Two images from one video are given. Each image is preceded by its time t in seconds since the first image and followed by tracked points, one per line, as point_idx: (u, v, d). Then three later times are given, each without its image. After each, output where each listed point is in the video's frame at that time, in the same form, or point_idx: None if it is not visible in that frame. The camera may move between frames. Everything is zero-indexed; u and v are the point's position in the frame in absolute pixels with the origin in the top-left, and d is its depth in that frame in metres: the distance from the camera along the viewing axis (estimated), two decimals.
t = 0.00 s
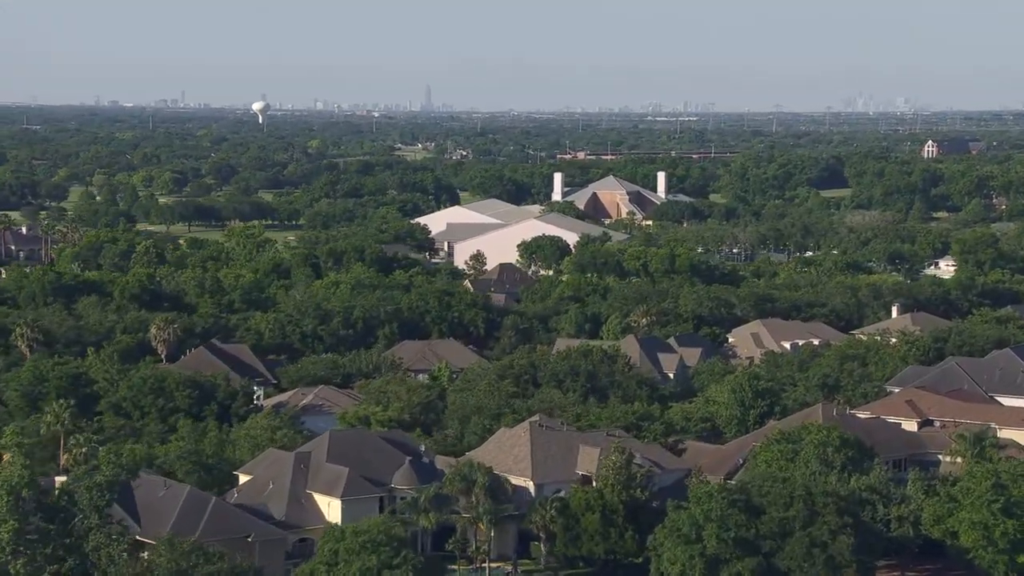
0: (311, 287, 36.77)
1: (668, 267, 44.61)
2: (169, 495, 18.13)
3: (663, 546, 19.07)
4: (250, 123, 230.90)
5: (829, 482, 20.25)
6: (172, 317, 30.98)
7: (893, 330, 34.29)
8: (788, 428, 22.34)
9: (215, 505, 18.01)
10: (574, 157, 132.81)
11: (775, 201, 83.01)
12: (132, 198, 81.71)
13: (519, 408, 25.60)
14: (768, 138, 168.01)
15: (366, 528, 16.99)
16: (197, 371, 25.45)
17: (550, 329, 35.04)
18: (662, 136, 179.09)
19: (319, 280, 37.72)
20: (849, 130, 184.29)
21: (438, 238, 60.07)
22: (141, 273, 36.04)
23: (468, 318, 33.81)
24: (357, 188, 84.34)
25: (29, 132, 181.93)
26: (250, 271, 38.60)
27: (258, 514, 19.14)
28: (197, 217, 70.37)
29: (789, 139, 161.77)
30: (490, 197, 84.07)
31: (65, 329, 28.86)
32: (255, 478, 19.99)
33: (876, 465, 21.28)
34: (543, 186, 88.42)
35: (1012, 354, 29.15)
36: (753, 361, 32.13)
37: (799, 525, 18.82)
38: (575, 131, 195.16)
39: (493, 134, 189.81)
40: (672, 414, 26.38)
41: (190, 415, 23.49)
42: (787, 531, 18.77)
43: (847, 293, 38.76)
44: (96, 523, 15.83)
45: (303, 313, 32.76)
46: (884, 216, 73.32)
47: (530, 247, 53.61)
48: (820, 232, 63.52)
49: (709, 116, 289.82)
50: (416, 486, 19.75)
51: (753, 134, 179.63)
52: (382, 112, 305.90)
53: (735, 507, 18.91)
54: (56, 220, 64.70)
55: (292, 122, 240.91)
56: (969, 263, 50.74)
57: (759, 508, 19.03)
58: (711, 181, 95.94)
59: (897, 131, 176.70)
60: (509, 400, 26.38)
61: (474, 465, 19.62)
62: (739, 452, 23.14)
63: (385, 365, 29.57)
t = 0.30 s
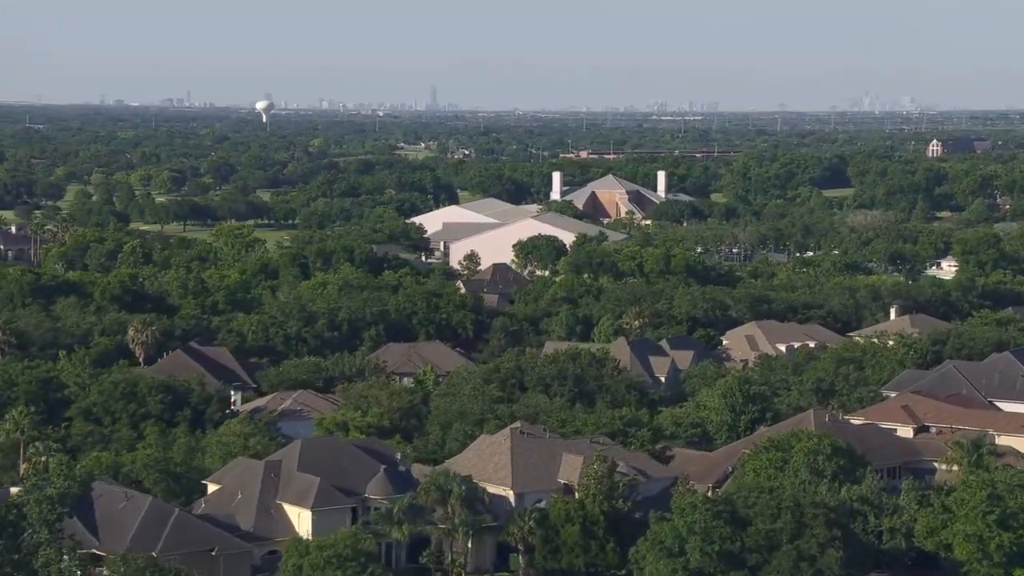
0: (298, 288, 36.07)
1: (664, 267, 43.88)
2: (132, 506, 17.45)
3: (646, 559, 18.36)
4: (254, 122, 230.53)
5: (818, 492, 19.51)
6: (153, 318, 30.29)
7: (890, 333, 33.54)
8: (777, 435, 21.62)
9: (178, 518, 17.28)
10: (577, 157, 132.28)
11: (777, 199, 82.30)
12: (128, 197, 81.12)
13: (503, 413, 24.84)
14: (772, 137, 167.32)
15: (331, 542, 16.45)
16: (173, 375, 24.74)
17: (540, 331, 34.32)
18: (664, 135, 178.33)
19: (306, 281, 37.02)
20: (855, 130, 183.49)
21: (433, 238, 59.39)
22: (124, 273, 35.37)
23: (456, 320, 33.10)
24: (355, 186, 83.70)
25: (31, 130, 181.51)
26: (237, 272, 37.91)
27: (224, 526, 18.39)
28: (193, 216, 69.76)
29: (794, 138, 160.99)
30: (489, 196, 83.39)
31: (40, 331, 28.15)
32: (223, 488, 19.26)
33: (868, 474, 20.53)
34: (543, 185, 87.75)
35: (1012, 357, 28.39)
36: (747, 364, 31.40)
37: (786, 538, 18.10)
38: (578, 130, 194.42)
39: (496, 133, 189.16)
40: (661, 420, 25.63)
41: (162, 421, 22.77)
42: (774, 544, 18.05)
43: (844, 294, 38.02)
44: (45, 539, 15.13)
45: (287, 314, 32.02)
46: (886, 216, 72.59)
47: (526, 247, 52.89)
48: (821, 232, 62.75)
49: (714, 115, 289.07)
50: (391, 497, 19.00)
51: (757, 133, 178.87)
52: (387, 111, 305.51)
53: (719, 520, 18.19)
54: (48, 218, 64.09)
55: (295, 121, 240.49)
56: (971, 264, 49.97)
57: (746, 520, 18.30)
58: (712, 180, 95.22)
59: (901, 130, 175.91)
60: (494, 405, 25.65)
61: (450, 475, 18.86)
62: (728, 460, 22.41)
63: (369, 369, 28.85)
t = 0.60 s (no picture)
0: (282, 289, 35.38)
1: (659, 268, 43.16)
2: (89, 517, 16.75)
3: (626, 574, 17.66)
4: (256, 121, 229.76)
5: (806, 503, 18.80)
6: (130, 321, 29.59)
7: (887, 335, 32.81)
8: (765, 444, 20.88)
9: (135, 529, 16.56)
10: (579, 155, 131.45)
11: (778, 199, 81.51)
12: (123, 197, 80.44)
13: (486, 419, 24.13)
14: (774, 137, 166.45)
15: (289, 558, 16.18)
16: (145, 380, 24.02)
17: (529, 334, 33.63)
18: (667, 134, 177.41)
19: (292, 282, 36.31)
20: (859, 130, 182.70)
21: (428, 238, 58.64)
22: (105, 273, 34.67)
23: (443, 323, 32.41)
24: (352, 185, 83.00)
25: (32, 130, 180.74)
26: (222, 273, 37.21)
27: (187, 539, 17.64)
28: (187, 216, 69.09)
29: (797, 137, 160.24)
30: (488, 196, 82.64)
31: (14, 335, 27.52)
32: (188, 500, 18.52)
33: (858, 484, 19.81)
34: (542, 184, 87.00)
35: (1010, 361, 27.66)
36: (739, 368, 30.68)
37: (771, 554, 17.42)
38: (580, 130, 193.60)
39: (498, 133, 188.34)
40: (648, 427, 24.92)
41: (131, 428, 22.03)
42: (757, 561, 17.38)
43: (841, 295, 37.31)
44: None
45: (269, 317, 31.30)
46: (887, 215, 71.78)
47: (521, 247, 52.18)
48: (821, 232, 61.97)
49: (719, 116, 287.93)
50: (363, 508, 18.28)
51: (760, 132, 177.94)
52: (390, 110, 304.60)
53: (703, 534, 17.50)
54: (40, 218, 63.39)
55: (297, 120, 239.79)
56: (972, 264, 49.21)
57: (729, 536, 17.63)
58: (713, 179, 94.45)
59: (906, 129, 175.05)
60: (476, 410, 24.94)
61: (423, 485, 18.14)
62: (714, 470, 21.68)
63: (351, 372, 28.15)
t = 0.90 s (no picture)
0: (266, 291, 34.68)
1: (653, 269, 42.43)
2: (41, 533, 16.04)
3: None
4: (258, 120, 228.87)
5: (792, 516, 18.10)
6: (106, 323, 28.90)
7: (883, 338, 32.07)
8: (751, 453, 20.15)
9: (89, 543, 15.85)
10: (579, 154, 130.62)
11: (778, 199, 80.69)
12: (118, 196, 79.77)
13: (467, 425, 23.42)
14: (777, 137, 165.63)
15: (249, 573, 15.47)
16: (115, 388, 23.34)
17: (518, 336, 32.92)
18: (669, 134, 176.45)
19: (277, 284, 35.60)
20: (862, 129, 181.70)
21: (422, 239, 57.89)
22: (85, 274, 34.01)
23: (429, 325, 31.68)
24: (348, 185, 82.23)
25: (32, 129, 179.82)
26: (206, 274, 36.51)
27: (147, 555, 16.95)
28: (181, 216, 68.40)
29: (800, 137, 159.39)
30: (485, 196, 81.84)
31: None
32: (149, 513, 17.81)
33: (848, 495, 19.09)
34: (541, 184, 86.21)
35: (1009, 365, 26.89)
36: (730, 372, 29.95)
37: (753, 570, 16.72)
38: (582, 129, 192.70)
39: (500, 132, 187.39)
40: (634, 433, 24.19)
41: (97, 436, 21.34)
42: None
43: (837, 296, 36.56)
44: None
45: (250, 320, 30.60)
46: (887, 215, 70.98)
47: (515, 248, 51.45)
48: (821, 232, 61.17)
49: (722, 115, 287.03)
50: (331, 521, 17.58)
51: (763, 131, 176.97)
52: (392, 109, 303.56)
53: (683, 549, 16.80)
54: (31, 218, 62.70)
55: (298, 119, 239.12)
56: (973, 265, 48.42)
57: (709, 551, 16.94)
58: (713, 178, 93.63)
59: (910, 128, 174.19)
60: (456, 416, 24.22)
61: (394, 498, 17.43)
62: (700, 479, 20.95)
63: (332, 376, 27.45)
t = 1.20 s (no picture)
0: (247, 293, 34.00)
1: (644, 270, 41.71)
2: None
3: None
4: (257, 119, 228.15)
5: (776, 532, 17.36)
6: (79, 328, 28.21)
7: (876, 342, 31.35)
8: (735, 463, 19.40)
9: (35, 563, 15.14)
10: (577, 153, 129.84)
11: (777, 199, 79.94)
12: (110, 196, 79.11)
13: (444, 432, 22.71)
14: (778, 136, 164.88)
15: None
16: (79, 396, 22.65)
17: (503, 340, 32.22)
18: (669, 133, 175.64)
19: (259, 286, 34.90)
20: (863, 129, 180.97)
21: (414, 239, 57.17)
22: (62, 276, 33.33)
23: (412, 329, 30.97)
24: (343, 185, 81.48)
25: (31, 128, 179.02)
26: (188, 276, 35.81)
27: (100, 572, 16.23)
28: (172, 216, 67.68)
29: (801, 137, 158.64)
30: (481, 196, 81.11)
31: None
32: (105, 527, 17.09)
33: (834, 508, 18.34)
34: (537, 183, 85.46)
35: (1004, 370, 26.17)
36: (719, 377, 29.24)
37: None
38: (582, 129, 191.92)
39: (499, 132, 186.57)
40: (618, 442, 23.47)
41: (58, 445, 20.65)
42: None
43: (830, 299, 35.82)
44: None
45: (229, 323, 29.90)
46: (886, 216, 70.24)
47: (507, 249, 50.73)
48: (818, 232, 60.43)
49: (724, 113, 286.90)
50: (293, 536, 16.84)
51: (763, 131, 176.20)
52: (393, 108, 302.81)
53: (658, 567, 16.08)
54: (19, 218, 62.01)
55: (298, 118, 238.14)
56: (971, 266, 47.68)
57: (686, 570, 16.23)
58: (711, 177, 92.88)
59: (911, 129, 173.34)
60: (433, 422, 23.49)
61: (359, 514, 16.68)
62: (683, 489, 20.20)
63: (309, 382, 26.74)
